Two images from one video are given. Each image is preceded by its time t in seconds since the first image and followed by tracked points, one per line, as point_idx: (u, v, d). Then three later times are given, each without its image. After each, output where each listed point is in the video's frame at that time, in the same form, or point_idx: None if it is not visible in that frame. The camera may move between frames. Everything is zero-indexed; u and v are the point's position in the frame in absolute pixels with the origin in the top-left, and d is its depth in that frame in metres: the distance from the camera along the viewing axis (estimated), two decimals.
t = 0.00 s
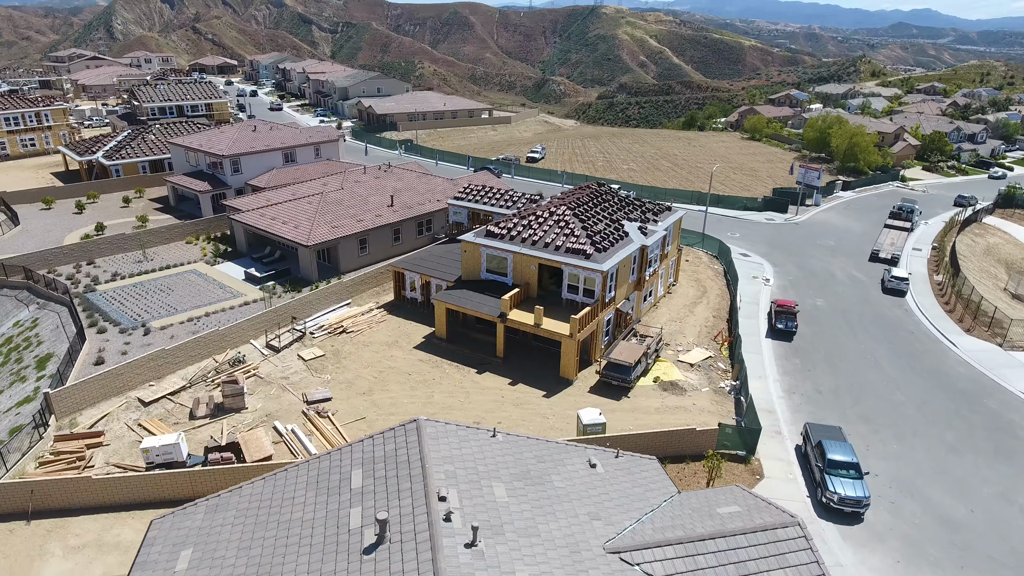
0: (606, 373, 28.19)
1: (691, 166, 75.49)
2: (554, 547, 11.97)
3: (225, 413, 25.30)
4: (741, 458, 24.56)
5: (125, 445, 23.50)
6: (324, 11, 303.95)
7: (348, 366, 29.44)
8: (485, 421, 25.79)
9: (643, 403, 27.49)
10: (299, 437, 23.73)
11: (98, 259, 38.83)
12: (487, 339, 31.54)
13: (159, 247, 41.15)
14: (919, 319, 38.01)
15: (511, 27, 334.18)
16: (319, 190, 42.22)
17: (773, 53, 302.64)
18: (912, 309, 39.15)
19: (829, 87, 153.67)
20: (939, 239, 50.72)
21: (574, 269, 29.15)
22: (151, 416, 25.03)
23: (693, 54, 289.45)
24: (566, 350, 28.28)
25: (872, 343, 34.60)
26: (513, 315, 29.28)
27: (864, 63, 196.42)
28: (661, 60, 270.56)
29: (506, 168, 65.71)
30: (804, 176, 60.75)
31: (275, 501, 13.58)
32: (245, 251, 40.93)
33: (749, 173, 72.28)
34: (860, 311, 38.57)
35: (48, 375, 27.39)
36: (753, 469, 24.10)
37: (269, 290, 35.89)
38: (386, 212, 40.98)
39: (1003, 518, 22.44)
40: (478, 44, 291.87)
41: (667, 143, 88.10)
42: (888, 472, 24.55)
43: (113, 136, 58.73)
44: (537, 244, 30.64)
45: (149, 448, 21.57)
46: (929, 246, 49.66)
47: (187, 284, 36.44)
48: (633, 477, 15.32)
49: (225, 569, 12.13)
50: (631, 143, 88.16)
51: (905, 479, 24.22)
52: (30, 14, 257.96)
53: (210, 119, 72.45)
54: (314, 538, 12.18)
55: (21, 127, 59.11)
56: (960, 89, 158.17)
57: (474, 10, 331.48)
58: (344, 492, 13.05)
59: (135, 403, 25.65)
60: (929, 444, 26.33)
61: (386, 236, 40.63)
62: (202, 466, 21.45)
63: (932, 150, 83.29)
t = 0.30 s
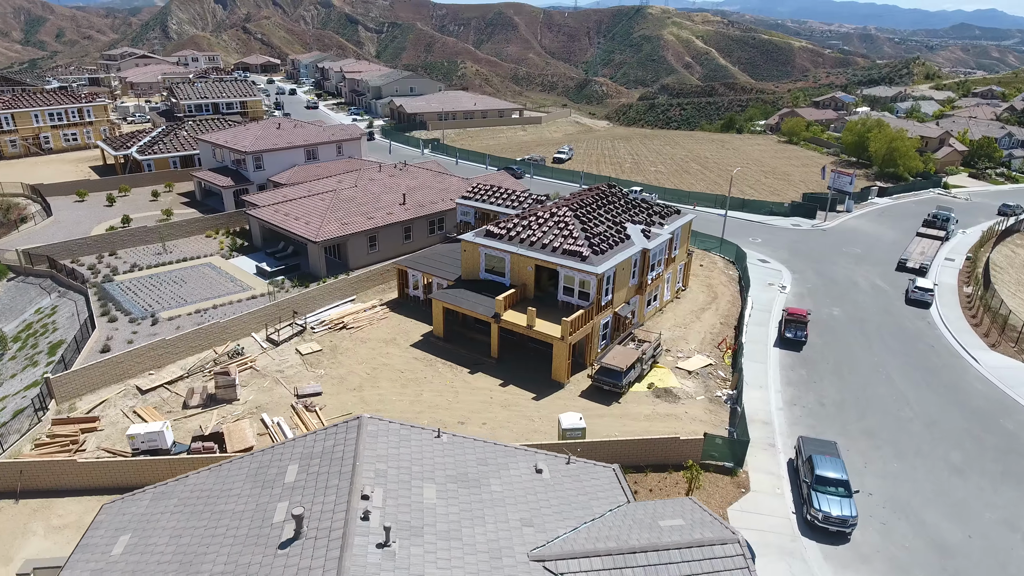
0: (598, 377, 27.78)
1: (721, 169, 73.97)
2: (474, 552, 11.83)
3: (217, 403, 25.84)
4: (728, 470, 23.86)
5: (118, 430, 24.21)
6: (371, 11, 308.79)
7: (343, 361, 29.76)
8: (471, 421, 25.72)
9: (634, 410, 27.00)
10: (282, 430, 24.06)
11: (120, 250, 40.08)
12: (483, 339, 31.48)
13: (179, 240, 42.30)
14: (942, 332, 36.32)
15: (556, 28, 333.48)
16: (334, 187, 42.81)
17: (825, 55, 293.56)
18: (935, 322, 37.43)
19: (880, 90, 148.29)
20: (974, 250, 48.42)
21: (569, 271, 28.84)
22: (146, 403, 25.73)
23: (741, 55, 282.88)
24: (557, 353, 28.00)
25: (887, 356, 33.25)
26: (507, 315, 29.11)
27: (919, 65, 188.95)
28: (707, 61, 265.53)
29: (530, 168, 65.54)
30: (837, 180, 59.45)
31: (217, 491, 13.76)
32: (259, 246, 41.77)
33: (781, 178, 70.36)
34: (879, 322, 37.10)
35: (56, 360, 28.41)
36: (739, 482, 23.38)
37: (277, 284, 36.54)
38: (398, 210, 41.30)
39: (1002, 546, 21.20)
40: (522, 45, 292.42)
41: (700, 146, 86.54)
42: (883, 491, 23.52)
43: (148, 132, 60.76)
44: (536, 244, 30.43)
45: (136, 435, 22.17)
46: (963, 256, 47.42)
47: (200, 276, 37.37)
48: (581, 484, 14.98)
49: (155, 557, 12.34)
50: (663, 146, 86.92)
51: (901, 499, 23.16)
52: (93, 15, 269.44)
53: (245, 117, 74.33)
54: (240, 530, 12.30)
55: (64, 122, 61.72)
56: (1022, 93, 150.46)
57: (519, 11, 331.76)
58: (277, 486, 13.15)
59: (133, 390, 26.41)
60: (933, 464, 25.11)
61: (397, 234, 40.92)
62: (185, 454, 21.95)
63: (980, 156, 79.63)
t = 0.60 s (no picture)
0: (588, 381, 27.41)
1: (753, 173, 72.25)
2: (392, 552, 11.83)
3: (210, 393, 26.43)
4: (712, 481, 23.21)
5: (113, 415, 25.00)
6: (418, 11, 312.40)
7: (339, 356, 30.11)
8: (456, 420, 25.68)
9: (623, 415, 26.55)
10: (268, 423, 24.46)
11: (142, 242, 41.39)
12: (480, 339, 31.43)
13: (199, 233, 43.48)
14: (964, 346, 34.65)
15: (601, 29, 331.33)
16: (349, 185, 43.40)
17: (880, 57, 283.32)
18: (959, 336, 35.73)
19: (935, 93, 142.33)
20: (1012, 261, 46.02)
21: (565, 272, 28.57)
22: (143, 389, 26.51)
23: (791, 56, 274.95)
24: (548, 355, 27.75)
25: (900, 370, 31.91)
26: (500, 315, 28.98)
27: (980, 68, 180.65)
28: (755, 63, 259.37)
29: (555, 169, 65.21)
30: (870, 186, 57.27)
31: (161, 479, 14.03)
32: (275, 240, 42.62)
33: (814, 183, 68.28)
34: (897, 334, 35.66)
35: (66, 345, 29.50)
36: (722, 494, 22.73)
37: (286, 278, 37.22)
38: (410, 208, 41.59)
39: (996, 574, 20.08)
40: (566, 45, 291.43)
41: (734, 149, 84.70)
42: (875, 510, 22.58)
43: (184, 128, 62.70)
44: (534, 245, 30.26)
45: (124, 421, 22.83)
46: (999, 267, 45.11)
47: (215, 269, 38.33)
48: (525, 489, 14.75)
49: (90, 541, 12.65)
50: (696, 148, 85.38)
51: (893, 519, 22.20)
52: (151, 15, 279.90)
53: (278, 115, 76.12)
54: (170, 518, 12.54)
55: (106, 118, 64.25)
56: None
57: (564, 11, 330.39)
58: (212, 476, 13.37)
59: (133, 377, 27.25)
60: (933, 484, 23.97)
61: (408, 232, 41.21)
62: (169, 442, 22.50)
63: None
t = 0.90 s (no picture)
0: (575, 385, 27.09)
1: (783, 178, 70.46)
2: (309, 547, 11.88)
3: (204, 383, 27.01)
4: (691, 491, 22.64)
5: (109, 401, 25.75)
6: (462, 12, 314.81)
7: (334, 351, 30.44)
8: (439, 418, 25.65)
9: (609, 420, 26.13)
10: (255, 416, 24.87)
11: (162, 235, 42.65)
12: (475, 339, 31.36)
13: (218, 227, 44.58)
14: (984, 362, 32.99)
15: (646, 29, 327.83)
16: (363, 182, 43.90)
17: (937, 59, 272.05)
18: (980, 351, 34.04)
19: (991, 97, 136.04)
20: None
21: (557, 274, 28.30)
22: (141, 377, 27.28)
23: (841, 58, 266.16)
24: (536, 357, 27.54)
25: (910, 383, 30.60)
26: (492, 316, 28.87)
27: None
28: (804, 64, 252.37)
29: (577, 170, 64.73)
30: (902, 193, 55.21)
31: (107, 466, 14.33)
32: (289, 236, 43.35)
33: (847, 189, 66.13)
34: (912, 347, 34.20)
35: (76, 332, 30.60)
36: (700, 505, 22.13)
37: (294, 273, 37.83)
38: (420, 207, 41.81)
39: None
40: (609, 46, 289.43)
41: (768, 152, 82.72)
42: (860, 529, 21.68)
43: (216, 125, 64.46)
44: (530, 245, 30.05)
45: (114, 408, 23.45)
46: None
47: (228, 263, 39.20)
48: (465, 491, 14.62)
49: (30, 523, 13.04)
50: (728, 151, 83.59)
51: (879, 539, 21.28)
52: (204, 15, 288.87)
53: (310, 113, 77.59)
54: (105, 504, 12.83)
55: (144, 114, 66.53)
56: None
57: (608, 12, 327.90)
58: (152, 464, 13.65)
59: (133, 365, 28.06)
60: (929, 506, 22.87)
61: (417, 230, 41.44)
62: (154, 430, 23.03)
63: None
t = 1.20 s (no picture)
0: (562, 388, 26.84)
1: (815, 183, 68.54)
2: (228, 539, 12.05)
3: (199, 374, 27.70)
4: (667, 500, 22.14)
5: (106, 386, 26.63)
6: (506, 13, 315.91)
7: (330, 345, 30.88)
8: (421, 416, 25.75)
9: (593, 424, 25.81)
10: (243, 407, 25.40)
11: (182, 229, 43.80)
12: (469, 338, 31.39)
13: (236, 222, 45.63)
14: (1003, 378, 31.42)
15: (691, 30, 323.12)
16: (376, 179, 44.42)
17: (998, 61, 259.87)
18: (999, 367, 32.45)
19: None
20: None
21: (548, 275, 28.12)
22: (140, 365, 28.14)
23: (895, 60, 256.60)
24: (524, 358, 27.39)
25: (917, 398, 29.37)
26: (482, 315, 28.84)
27: None
28: (855, 66, 244.47)
29: (600, 171, 64.22)
30: (936, 201, 53.10)
31: (58, 450, 14.77)
32: (302, 232, 44.12)
33: (881, 195, 63.90)
34: (925, 360, 32.81)
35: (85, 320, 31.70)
36: (674, 515, 21.62)
37: (302, 269, 38.47)
38: (430, 205, 42.07)
39: None
40: (653, 47, 286.46)
41: (802, 156, 80.56)
42: (841, 547, 20.85)
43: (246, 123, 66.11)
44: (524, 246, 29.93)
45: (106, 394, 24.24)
46: None
47: (240, 257, 40.08)
48: (404, 489, 14.62)
49: None
50: (760, 154, 81.75)
51: (860, 559, 20.41)
52: (254, 15, 296.54)
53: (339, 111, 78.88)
54: (44, 487, 13.23)
55: (179, 111, 68.72)
56: None
57: (653, 11, 323.91)
58: (97, 450, 14.02)
59: (135, 353, 28.96)
60: (920, 527, 21.84)
61: (425, 228, 41.69)
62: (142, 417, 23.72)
63: None
